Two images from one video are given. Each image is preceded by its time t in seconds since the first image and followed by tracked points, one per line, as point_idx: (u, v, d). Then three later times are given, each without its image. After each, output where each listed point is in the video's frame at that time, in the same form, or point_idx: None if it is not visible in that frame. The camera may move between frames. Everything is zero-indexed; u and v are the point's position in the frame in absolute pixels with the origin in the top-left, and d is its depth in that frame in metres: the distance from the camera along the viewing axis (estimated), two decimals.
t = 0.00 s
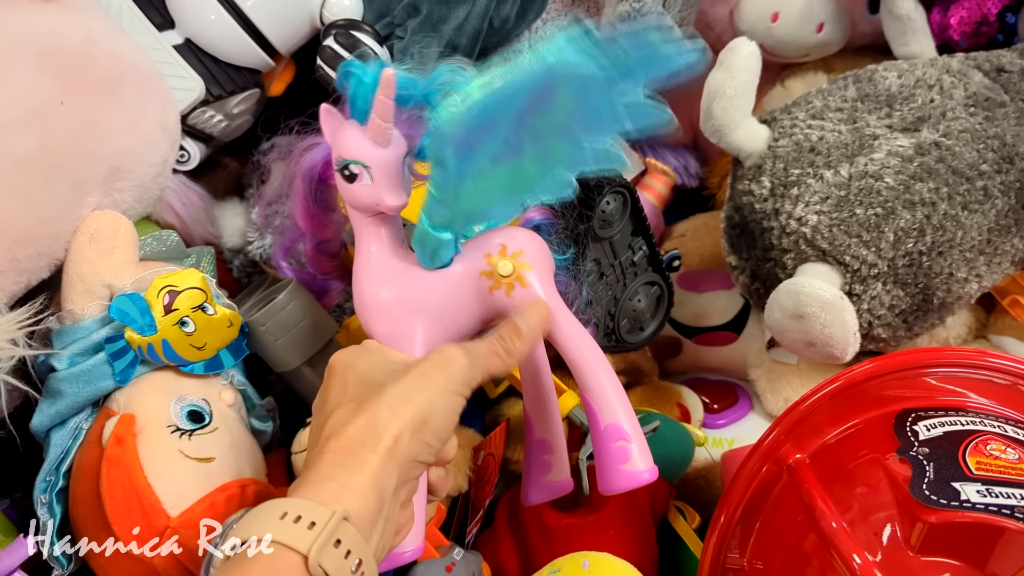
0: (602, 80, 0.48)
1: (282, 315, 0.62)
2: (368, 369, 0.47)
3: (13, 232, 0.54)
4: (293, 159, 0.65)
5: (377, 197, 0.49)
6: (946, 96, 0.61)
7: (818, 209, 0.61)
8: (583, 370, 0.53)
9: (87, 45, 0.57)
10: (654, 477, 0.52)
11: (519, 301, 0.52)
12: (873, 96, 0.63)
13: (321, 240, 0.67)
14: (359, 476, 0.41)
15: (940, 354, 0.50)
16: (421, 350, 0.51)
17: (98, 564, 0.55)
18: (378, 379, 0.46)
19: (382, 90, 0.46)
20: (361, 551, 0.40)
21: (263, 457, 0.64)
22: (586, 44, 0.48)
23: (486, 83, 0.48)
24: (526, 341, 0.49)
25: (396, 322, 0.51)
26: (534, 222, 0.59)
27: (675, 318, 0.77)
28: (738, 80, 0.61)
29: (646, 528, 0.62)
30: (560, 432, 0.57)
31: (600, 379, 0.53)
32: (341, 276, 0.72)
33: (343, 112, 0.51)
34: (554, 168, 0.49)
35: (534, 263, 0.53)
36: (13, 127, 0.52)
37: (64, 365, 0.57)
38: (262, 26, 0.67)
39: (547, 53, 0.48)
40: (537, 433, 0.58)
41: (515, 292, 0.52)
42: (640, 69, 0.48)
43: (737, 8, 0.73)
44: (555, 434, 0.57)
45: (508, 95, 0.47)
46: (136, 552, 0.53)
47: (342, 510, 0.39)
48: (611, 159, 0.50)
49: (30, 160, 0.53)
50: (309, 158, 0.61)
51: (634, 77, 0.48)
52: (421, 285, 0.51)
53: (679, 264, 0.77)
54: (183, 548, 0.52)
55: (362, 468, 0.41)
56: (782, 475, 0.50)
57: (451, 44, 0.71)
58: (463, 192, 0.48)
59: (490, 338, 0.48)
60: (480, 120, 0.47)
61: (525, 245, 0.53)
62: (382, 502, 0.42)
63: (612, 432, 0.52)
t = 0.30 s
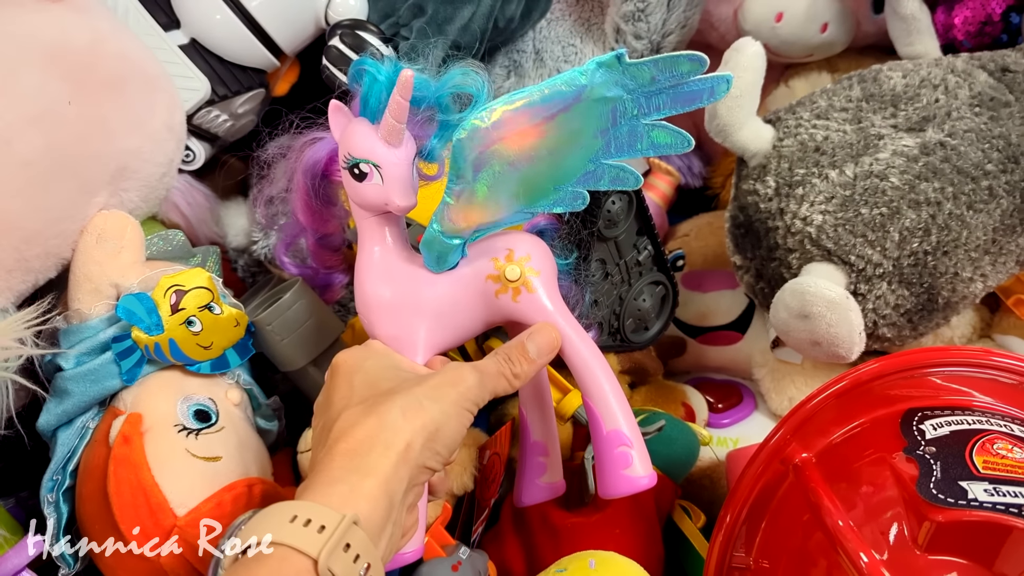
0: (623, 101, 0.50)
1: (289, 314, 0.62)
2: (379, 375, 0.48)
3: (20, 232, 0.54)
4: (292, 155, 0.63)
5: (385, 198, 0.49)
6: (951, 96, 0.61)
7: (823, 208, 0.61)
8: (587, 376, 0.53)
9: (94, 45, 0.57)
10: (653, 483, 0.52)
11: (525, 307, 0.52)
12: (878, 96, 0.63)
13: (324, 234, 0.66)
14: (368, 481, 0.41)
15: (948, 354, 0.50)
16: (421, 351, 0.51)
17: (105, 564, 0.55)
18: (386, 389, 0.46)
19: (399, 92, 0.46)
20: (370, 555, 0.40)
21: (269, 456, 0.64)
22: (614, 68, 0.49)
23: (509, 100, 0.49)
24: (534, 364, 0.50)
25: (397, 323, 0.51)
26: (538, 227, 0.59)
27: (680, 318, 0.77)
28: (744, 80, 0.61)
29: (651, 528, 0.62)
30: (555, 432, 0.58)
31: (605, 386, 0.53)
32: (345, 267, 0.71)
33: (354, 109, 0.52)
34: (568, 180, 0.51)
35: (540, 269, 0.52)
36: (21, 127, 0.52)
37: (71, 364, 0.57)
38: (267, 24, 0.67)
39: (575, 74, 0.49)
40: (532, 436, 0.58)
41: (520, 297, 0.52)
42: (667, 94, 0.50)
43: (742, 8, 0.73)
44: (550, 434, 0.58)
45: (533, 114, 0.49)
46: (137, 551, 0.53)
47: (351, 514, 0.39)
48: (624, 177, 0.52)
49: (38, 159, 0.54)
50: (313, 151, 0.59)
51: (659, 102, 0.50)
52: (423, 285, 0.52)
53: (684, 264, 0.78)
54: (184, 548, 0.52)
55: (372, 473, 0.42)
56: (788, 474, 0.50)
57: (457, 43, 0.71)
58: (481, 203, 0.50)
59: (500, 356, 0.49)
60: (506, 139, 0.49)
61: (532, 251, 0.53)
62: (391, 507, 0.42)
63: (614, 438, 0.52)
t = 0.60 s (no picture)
0: (630, 104, 0.50)
1: (289, 314, 0.62)
2: (380, 374, 0.48)
3: (21, 231, 0.54)
4: (288, 152, 0.64)
5: (387, 195, 0.50)
6: (950, 96, 0.62)
7: (822, 208, 0.61)
8: (585, 375, 0.53)
9: (95, 44, 0.58)
10: (650, 482, 0.53)
11: (525, 306, 0.52)
12: (877, 96, 0.64)
13: (321, 231, 0.65)
14: (375, 481, 0.41)
15: (946, 353, 0.50)
16: (420, 349, 0.52)
17: (106, 564, 0.55)
18: (388, 387, 0.46)
19: (404, 90, 0.46)
20: (375, 556, 0.40)
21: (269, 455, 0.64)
22: (622, 70, 0.49)
23: (518, 100, 0.49)
24: (534, 362, 0.50)
25: (396, 321, 0.51)
26: (537, 227, 0.58)
27: (680, 318, 0.77)
28: (743, 79, 0.61)
29: (651, 527, 0.63)
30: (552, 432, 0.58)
31: (604, 386, 0.53)
32: (343, 263, 0.71)
33: (355, 105, 0.51)
34: (570, 180, 0.52)
35: (540, 268, 0.52)
36: (22, 127, 0.53)
37: (72, 363, 0.57)
38: (267, 24, 0.67)
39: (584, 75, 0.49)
40: (527, 435, 0.58)
41: (521, 296, 0.52)
42: (673, 97, 0.50)
43: (741, 8, 0.73)
44: (546, 433, 0.58)
45: (541, 115, 0.49)
46: (138, 551, 0.53)
47: (357, 515, 0.40)
48: (626, 178, 0.53)
49: (39, 159, 0.54)
50: (311, 146, 0.58)
51: (665, 104, 0.50)
52: (422, 283, 0.52)
53: (683, 263, 0.78)
54: (184, 547, 0.52)
55: (378, 473, 0.42)
56: (787, 473, 0.50)
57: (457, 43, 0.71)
58: (483, 203, 0.50)
59: (500, 353, 0.49)
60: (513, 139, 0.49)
61: (532, 251, 0.53)
62: (398, 506, 0.42)
63: (612, 437, 0.52)
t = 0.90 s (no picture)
0: (647, 109, 0.50)
1: (285, 313, 0.63)
2: (383, 368, 0.47)
3: (18, 229, 0.54)
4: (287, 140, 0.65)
5: (395, 186, 0.49)
6: (947, 94, 0.62)
7: (819, 206, 0.61)
8: (582, 372, 0.53)
9: (93, 43, 0.58)
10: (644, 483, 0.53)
11: (528, 304, 0.52)
12: (874, 94, 0.64)
13: (320, 221, 0.66)
14: (383, 479, 0.41)
15: (942, 351, 0.50)
16: (420, 344, 0.51)
17: (103, 562, 0.55)
18: (394, 381, 0.46)
19: (421, 82, 0.47)
20: (382, 554, 0.39)
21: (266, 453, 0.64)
22: (642, 75, 0.49)
23: (541, 99, 0.50)
24: (536, 359, 0.50)
25: (396, 315, 0.51)
26: (539, 226, 0.58)
27: (678, 317, 0.77)
28: (740, 78, 0.61)
29: (648, 525, 0.62)
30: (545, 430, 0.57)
31: (602, 385, 0.53)
32: (342, 255, 0.70)
33: (365, 94, 0.51)
34: (579, 181, 0.51)
35: (544, 268, 0.53)
36: (19, 124, 0.53)
37: (69, 362, 0.57)
38: (264, 24, 0.67)
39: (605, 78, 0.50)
40: (520, 432, 0.57)
41: (524, 294, 0.52)
42: (689, 103, 0.50)
43: (739, 7, 0.73)
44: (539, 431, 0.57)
45: (561, 115, 0.50)
46: (138, 551, 0.53)
47: (367, 513, 0.39)
48: (634, 181, 0.53)
49: (35, 157, 0.54)
50: (312, 135, 0.60)
51: (681, 111, 0.50)
52: (424, 277, 0.52)
53: (681, 262, 0.78)
54: (184, 548, 0.53)
55: (387, 470, 0.41)
56: (783, 472, 0.50)
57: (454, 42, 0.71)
58: (493, 200, 0.51)
59: (503, 351, 0.49)
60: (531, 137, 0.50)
61: (535, 249, 0.53)
62: (406, 505, 0.42)
63: (610, 437, 0.52)
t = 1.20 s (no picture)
0: (669, 120, 0.50)
1: (281, 312, 0.63)
2: (391, 364, 0.47)
3: (12, 229, 0.54)
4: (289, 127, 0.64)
5: (407, 177, 0.50)
6: (943, 94, 0.62)
7: (816, 206, 0.61)
8: (579, 373, 0.53)
9: (89, 42, 0.58)
10: (637, 487, 0.53)
11: (532, 304, 0.53)
12: (871, 94, 0.64)
13: (323, 207, 0.64)
14: (397, 479, 0.41)
15: (939, 351, 0.50)
16: (421, 338, 0.51)
17: (99, 563, 0.55)
18: (404, 378, 0.46)
19: (444, 76, 0.47)
20: (392, 556, 0.40)
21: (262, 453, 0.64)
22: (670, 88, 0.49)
23: (575, 102, 0.49)
24: (539, 358, 0.50)
25: (398, 307, 0.51)
26: (542, 226, 0.59)
27: (674, 317, 0.77)
28: (737, 77, 0.61)
29: (644, 526, 0.62)
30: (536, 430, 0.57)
31: (598, 389, 0.53)
32: (344, 242, 0.68)
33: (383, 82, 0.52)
34: (593, 186, 0.52)
35: (549, 269, 0.53)
36: (14, 124, 0.53)
37: (63, 361, 0.57)
38: (261, 23, 0.67)
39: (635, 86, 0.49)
40: (511, 430, 0.56)
41: (528, 294, 0.52)
42: (711, 117, 0.50)
43: (737, 6, 0.72)
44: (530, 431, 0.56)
45: (588, 121, 0.49)
46: (137, 551, 0.53)
47: (380, 515, 0.39)
48: (646, 189, 0.54)
49: (30, 157, 0.54)
50: (317, 120, 0.57)
51: (701, 124, 0.50)
52: (428, 272, 0.51)
53: (678, 262, 0.77)
54: (184, 548, 0.53)
55: (401, 471, 0.41)
56: (779, 472, 0.50)
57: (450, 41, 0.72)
58: (507, 198, 0.51)
59: (507, 349, 0.49)
60: (558, 142, 0.50)
61: (540, 250, 0.53)
62: (418, 506, 0.42)
63: (605, 439, 0.52)
